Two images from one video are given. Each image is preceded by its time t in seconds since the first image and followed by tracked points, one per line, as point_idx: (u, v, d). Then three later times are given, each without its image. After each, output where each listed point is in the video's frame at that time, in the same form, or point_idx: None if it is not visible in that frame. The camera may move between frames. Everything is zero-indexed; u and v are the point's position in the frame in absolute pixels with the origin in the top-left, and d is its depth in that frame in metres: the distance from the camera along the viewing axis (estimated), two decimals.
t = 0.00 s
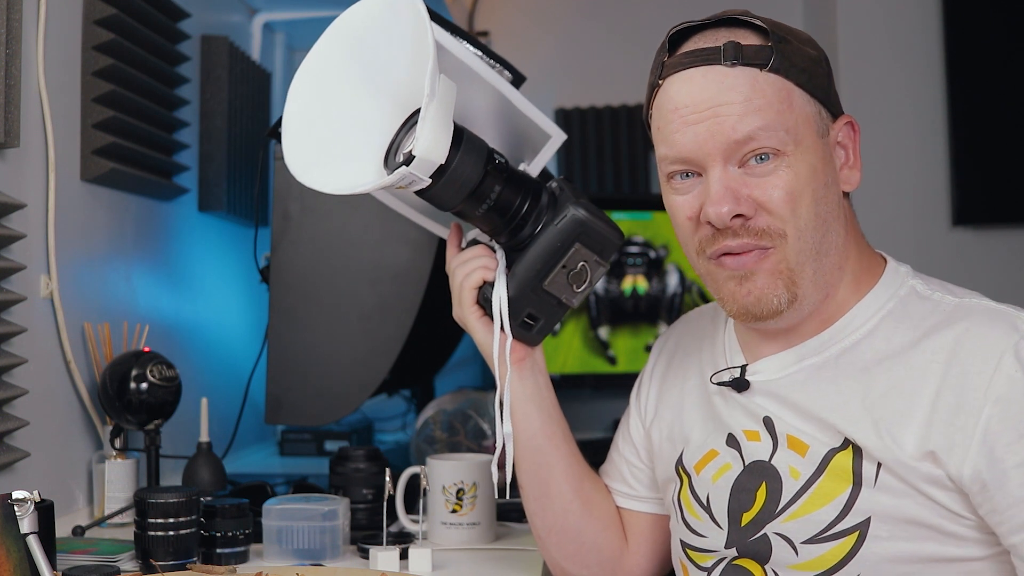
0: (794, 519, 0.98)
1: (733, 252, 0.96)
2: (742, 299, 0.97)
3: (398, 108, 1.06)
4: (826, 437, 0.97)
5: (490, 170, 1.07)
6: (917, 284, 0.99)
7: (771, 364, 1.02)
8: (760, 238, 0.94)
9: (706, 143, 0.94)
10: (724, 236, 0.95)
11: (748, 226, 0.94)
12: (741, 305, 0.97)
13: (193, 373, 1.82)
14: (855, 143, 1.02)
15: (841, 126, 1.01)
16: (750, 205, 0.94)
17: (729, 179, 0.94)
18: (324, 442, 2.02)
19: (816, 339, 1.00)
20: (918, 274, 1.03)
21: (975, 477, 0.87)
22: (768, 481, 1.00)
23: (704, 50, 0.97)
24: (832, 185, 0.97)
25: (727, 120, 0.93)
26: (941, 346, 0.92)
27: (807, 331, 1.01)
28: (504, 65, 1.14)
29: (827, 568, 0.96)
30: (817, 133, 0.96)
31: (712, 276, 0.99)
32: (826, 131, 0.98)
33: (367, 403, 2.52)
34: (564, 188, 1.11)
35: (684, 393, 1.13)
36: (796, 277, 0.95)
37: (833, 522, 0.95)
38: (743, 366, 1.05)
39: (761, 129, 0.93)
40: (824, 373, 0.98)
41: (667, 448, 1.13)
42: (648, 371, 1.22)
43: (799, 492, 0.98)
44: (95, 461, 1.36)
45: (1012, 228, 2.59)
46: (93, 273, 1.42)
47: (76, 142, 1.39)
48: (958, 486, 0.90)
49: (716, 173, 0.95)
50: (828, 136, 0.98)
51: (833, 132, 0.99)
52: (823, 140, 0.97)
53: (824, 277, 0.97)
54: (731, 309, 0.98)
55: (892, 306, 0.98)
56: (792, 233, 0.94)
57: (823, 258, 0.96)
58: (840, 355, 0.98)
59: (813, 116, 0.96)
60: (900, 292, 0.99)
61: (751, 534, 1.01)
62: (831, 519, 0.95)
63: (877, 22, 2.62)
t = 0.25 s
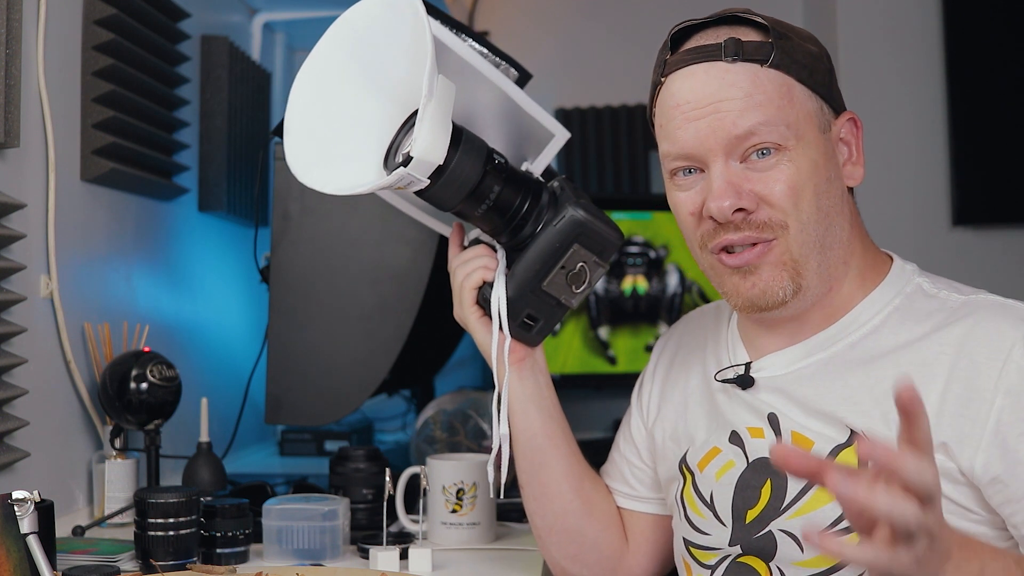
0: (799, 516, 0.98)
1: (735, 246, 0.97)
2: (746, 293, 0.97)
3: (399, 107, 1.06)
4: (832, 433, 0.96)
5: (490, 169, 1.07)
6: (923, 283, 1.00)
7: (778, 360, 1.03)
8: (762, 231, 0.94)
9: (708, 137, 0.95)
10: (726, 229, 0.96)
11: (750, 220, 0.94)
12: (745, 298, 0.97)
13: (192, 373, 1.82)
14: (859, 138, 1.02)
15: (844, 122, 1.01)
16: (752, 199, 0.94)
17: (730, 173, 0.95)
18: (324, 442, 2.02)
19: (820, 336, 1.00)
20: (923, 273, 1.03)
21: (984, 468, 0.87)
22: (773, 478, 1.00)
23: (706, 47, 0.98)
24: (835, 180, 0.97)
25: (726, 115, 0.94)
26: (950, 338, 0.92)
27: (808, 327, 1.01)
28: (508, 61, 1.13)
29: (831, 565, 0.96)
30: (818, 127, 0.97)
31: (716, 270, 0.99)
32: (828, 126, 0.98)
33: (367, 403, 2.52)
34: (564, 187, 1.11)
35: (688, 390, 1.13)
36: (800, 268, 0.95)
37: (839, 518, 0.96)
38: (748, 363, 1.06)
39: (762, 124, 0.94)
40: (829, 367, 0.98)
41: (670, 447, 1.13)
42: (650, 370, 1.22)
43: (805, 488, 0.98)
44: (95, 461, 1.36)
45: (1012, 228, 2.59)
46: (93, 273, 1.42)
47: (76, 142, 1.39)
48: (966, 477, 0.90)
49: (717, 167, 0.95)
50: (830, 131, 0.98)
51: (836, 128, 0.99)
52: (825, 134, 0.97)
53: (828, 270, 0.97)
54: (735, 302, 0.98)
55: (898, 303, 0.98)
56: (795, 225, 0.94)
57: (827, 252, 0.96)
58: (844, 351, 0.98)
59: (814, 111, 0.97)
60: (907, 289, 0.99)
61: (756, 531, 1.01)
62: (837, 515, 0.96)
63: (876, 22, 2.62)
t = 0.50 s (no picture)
0: (795, 517, 0.99)
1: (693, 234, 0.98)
2: (695, 281, 0.98)
3: (398, 108, 1.06)
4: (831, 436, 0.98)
5: (490, 170, 1.07)
6: (926, 287, 1.00)
7: (777, 360, 1.03)
8: (711, 223, 0.95)
9: (680, 128, 0.96)
10: (683, 218, 0.97)
11: (703, 211, 0.95)
12: (696, 285, 0.98)
13: (192, 373, 1.82)
14: (868, 143, 0.99)
15: (851, 125, 0.98)
16: (706, 190, 0.94)
17: (693, 163, 0.96)
18: (324, 442, 2.02)
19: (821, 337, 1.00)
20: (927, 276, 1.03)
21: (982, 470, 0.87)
22: (770, 479, 1.01)
23: (697, 38, 0.99)
24: (813, 183, 0.95)
25: (697, 107, 0.95)
26: (949, 345, 0.93)
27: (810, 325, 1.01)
28: (501, 58, 1.15)
29: (825, 566, 0.98)
30: (803, 127, 0.95)
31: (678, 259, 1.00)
32: (821, 127, 0.96)
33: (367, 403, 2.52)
34: (563, 188, 1.11)
35: (689, 391, 1.13)
36: (750, 265, 0.95)
37: (834, 520, 0.97)
38: (748, 362, 1.06)
39: (725, 117, 0.94)
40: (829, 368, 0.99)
41: (670, 449, 1.12)
42: (652, 367, 1.22)
43: (801, 490, 0.99)
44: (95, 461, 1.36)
45: (1012, 228, 2.59)
46: (93, 273, 1.42)
47: (76, 143, 1.39)
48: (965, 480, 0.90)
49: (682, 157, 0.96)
50: (823, 135, 0.96)
51: (834, 129, 0.97)
52: (813, 135, 0.95)
53: (785, 271, 0.96)
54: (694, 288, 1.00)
55: (900, 306, 0.98)
56: (744, 221, 0.94)
57: (790, 253, 0.95)
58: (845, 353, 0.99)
59: (797, 107, 0.95)
60: (909, 292, 0.99)
61: (752, 532, 1.02)
62: (833, 517, 0.97)
63: (876, 22, 2.62)
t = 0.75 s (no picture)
0: (795, 521, 0.98)
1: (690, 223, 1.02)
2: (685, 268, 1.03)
3: (381, 114, 1.06)
4: (830, 440, 0.97)
5: (475, 174, 1.07)
6: (932, 292, 0.99)
7: (781, 362, 1.02)
8: (700, 213, 1.00)
9: (678, 120, 1.01)
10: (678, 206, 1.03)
11: (693, 201, 1.00)
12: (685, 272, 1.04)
13: (192, 372, 1.82)
14: (866, 144, 0.99)
15: (848, 126, 0.98)
16: (695, 181, 0.99)
17: (688, 155, 1.00)
18: (324, 443, 2.02)
19: (824, 339, 0.99)
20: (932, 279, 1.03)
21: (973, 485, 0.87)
22: (770, 482, 1.00)
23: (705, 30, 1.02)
24: (799, 180, 0.97)
25: (690, 101, 0.99)
26: (948, 356, 0.92)
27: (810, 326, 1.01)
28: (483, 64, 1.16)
29: (826, 571, 0.96)
30: (794, 125, 0.97)
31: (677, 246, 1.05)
32: (813, 126, 0.97)
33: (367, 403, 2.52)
34: (549, 189, 1.11)
35: (693, 393, 1.13)
36: (735, 258, 0.98)
37: (833, 526, 0.96)
38: (751, 363, 1.05)
39: (713, 114, 0.97)
40: (830, 372, 0.98)
41: (673, 449, 1.13)
42: (658, 365, 1.22)
43: (800, 494, 0.98)
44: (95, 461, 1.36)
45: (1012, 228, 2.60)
46: (93, 273, 1.42)
47: (76, 143, 1.39)
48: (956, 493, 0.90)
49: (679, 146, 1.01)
50: (816, 133, 0.97)
51: (829, 130, 0.98)
52: (803, 134, 0.97)
53: (776, 268, 0.99)
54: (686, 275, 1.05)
55: (905, 312, 0.97)
56: (730, 214, 0.98)
57: (777, 250, 0.98)
58: (849, 355, 0.98)
59: (790, 106, 0.97)
60: (914, 297, 0.98)
61: (752, 536, 1.01)
62: (831, 523, 0.96)
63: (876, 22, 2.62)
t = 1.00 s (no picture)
0: (795, 522, 0.98)
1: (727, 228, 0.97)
2: (734, 274, 0.97)
3: (381, 114, 1.06)
4: (829, 442, 0.97)
5: (475, 174, 1.08)
6: (930, 289, 0.99)
7: (781, 363, 1.02)
8: (752, 215, 0.95)
9: (710, 125, 0.96)
10: (716, 211, 0.97)
11: (742, 202, 0.95)
12: (733, 279, 0.98)
13: (192, 373, 1.82)
14: (880, 138, 1.01)
15: (864, 120, 1.00)
16: (745, 182, 0.94)
17: (728, 156, 0.95)
18: (324, 443, 2.02)
19: (824, 340, 1.00)
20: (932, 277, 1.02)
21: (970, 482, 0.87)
22: (771, 483, 1.00)
23: (720, 32, 0.99)
24: (841, 176, 0.96)
25: (728, 102, 0.95)
26: (942, 353, 0.92)
27: (811, 326, 1.01)
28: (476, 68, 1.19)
29: (825, 572, 0.96)
30: (831, 121, 0.96)
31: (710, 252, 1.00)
32: (842, 121, 0.97)
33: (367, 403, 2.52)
34: (547, 188, 1.11)
35: (694, 393, 1.13)
36: (790, 257, 0.95)
37: (833, 526, 0.96)
38: (753, 364, 1.06)
39: (763, 111, 0.94)
40: (832, 370, 0.98)
41: (675, 450, 1.13)
42: (658, 369, 1.22)
43: (800, 496, 0.98)
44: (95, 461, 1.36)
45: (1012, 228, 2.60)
46: (93, 273, 1.42)
47: (76, 143, 1.39)
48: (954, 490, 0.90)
49: (715, 150, 0.96)
50: (845, 127, 0.97)
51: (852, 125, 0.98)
52: (839, 129, 0.96)
53: (822, 265, 0.96)
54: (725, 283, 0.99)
55: (903, 310, 0.97)
56: (786, 212, 0.94)
57: (824, 246, 0.96)
58: (849, 356, 0.98)
59: (825, 101, 0.96)
60: (913, 295, 0.98)
61: (752, 537, 1.01)
62: (831, 522, 0.96)
63: (876, 22, 2.62)
